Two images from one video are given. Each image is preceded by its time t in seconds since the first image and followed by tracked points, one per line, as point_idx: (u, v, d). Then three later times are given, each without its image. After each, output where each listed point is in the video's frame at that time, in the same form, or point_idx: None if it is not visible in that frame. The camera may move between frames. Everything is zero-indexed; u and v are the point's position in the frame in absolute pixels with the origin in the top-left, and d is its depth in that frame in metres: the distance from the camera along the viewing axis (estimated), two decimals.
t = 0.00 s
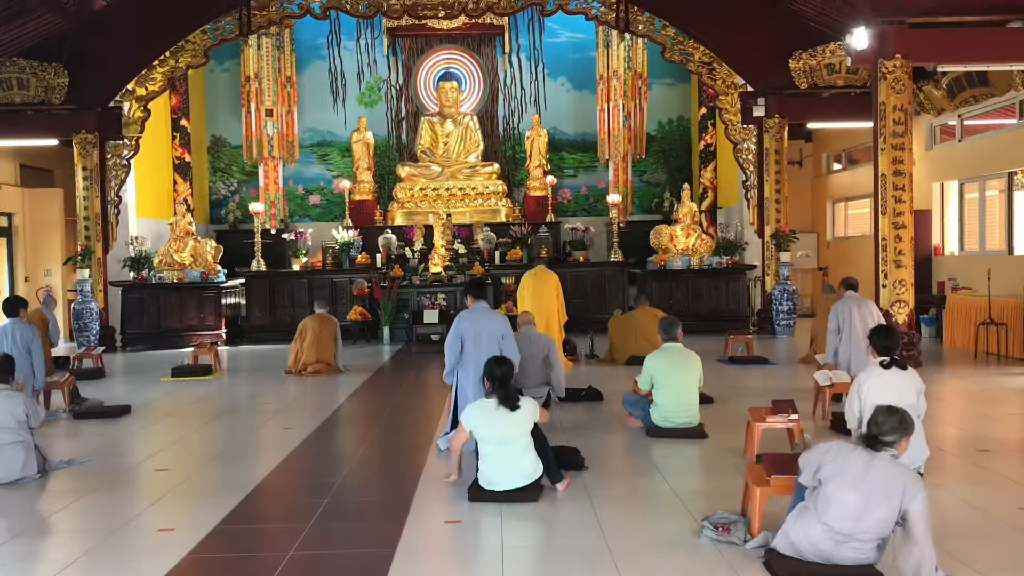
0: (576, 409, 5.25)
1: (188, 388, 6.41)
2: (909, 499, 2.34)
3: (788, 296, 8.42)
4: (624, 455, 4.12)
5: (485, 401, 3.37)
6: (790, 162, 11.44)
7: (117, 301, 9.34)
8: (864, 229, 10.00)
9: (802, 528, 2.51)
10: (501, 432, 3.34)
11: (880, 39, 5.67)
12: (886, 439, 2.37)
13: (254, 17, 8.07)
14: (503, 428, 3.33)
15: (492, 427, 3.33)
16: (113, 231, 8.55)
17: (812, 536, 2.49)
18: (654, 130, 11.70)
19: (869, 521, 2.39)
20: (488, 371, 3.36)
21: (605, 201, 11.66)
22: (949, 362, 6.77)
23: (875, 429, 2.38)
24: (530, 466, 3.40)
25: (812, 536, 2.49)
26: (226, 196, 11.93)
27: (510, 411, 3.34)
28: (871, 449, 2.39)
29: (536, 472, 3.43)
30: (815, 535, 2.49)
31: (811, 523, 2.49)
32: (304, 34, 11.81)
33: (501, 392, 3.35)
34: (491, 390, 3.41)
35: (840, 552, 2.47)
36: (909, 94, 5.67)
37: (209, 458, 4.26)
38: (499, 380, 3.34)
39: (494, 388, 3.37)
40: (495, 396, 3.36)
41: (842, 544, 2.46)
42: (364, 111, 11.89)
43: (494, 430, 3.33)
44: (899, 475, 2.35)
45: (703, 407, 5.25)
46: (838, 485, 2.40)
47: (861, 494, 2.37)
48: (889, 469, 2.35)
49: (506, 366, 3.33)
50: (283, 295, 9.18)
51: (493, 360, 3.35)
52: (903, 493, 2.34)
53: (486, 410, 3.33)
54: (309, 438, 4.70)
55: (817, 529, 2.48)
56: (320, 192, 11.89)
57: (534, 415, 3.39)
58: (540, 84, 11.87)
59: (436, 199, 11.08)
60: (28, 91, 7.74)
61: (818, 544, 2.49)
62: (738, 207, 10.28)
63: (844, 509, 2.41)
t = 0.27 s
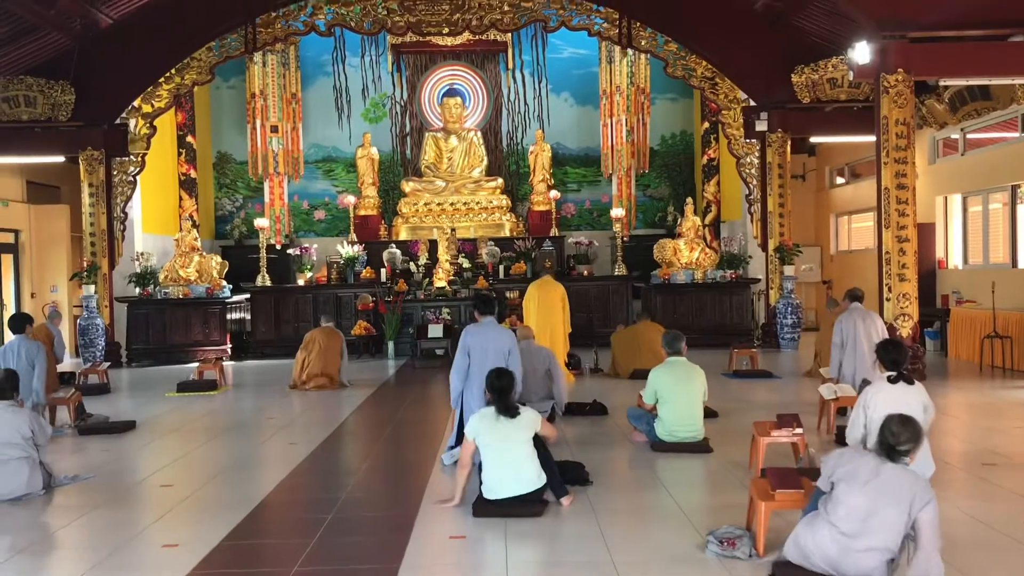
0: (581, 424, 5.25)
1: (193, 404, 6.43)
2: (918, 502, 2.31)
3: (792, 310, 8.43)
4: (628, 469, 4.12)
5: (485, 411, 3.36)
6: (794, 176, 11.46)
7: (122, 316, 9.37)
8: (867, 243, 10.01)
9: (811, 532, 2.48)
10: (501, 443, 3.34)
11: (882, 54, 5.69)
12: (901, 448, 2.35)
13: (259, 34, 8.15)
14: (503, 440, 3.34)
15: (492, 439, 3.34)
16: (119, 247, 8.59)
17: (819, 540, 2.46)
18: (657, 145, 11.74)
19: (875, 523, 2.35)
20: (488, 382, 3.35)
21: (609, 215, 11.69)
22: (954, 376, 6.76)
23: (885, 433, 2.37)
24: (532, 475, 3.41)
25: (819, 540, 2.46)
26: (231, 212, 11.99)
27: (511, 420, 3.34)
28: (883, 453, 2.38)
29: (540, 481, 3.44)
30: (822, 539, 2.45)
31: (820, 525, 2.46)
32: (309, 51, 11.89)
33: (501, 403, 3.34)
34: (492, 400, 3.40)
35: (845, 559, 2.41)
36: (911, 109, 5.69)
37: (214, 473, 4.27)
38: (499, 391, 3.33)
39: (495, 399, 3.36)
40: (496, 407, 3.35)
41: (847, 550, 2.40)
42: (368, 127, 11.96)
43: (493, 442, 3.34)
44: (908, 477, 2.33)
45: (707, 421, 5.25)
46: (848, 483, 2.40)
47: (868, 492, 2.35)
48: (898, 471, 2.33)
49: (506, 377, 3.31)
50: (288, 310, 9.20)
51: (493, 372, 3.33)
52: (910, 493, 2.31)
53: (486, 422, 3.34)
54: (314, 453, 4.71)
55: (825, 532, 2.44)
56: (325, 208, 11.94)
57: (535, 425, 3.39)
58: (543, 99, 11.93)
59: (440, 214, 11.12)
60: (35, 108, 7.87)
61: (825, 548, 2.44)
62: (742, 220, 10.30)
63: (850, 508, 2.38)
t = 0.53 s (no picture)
0: (586, 440, 5.23)
1: (198, 421, 6.43)
2: (922, 508, 2.32)
3: (798, 325, 8.42)
4: (634, 486, 4.10)
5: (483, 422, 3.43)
6: (798, 192, 11.47)
7: (128, 334, 9.39)
8: (873, 258, 9.99)
9: (817, 539, 2.49)
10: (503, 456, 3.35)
11: (885, 70, 5.71)
12: (913, 457, 2.37)
13: (265, 52, 8.22)
14: (505, 452, 3.35)
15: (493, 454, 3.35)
16: (125, 265, 8.62)
17: (824, 545, 2.46)
18: (662, 161, 11.77)
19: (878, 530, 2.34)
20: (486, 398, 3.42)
21: (614, 231, 11.69)
22: (961, 391, 6.73)
23: (896, 444, 2.39)
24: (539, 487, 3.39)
25: (824, 545, 2.46)
26: (236, 230, 12.02)
27: (513, 430, 3.38)
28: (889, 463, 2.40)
29: (548, 495, 3.42)
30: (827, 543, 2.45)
31: (826, 531, 2.47)
32: (315, 69, 11.96)
33: (500, 415, 3.39)
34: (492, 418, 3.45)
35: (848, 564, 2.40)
36: (915, 124, 5.69)
37: (219, 491, 4.26)
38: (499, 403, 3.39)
39: (494, 413, 3.41)
40: (496, 420, 3.40)
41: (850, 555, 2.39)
42: (373, 144, 12.01)
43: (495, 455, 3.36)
44: (914, 484, 2.34)
45: (713, 438, 5.23)
46: (854, 488, 2.42)
47: (872, 496, 2.36)
48: (904, 476, 2.35)
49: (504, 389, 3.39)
50: (293, 327, 9.20)
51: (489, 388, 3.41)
52: (913, 500, 2.32)
53: (487, 434, 3.37)
54: (319, 471, 4.70)
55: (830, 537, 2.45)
56: (330, 225, 11.97)
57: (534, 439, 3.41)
58: (548, 116, 11.97)
59: (445, 231, 11.14)
60: (42, 126, 7.92)
61: (830, 553, 2.45)
62: (746, 236, 10.30)
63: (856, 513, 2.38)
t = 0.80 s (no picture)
0: (591, 456, 5.21)
1: (201, 437, 6.41)
2: (938, 515, 2.31)
3: (803, 341, 8.39)
4: (640, 502, 4.08)
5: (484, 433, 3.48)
6: (803, 207, 11.46)
7: (132, 349, 9.39)
8: (878, 273, 9.97)
9: (828, 545, 2.44)
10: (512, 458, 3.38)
11: (890, 86, 5.71)
12: (933, 472, 2.37)
13: (271, 69, 8.25)
14: (512, 453, 3.38)
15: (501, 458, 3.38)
16: (130, 280, 8.63)
17: (834, 549, 2.42)
18: (666, 176, 11.78)
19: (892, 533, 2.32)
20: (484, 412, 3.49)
21: (618, 246, 11.69)
22: (967, 407, 6.69)
23: (915, 455, 2.40)
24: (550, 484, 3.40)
25: (835, 550, 2.42)
26: (241, 245, 12.05)
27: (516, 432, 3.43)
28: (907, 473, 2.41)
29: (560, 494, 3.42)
30: (837, 547, 2.41)
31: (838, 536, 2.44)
32: (320, 86, 11.99)
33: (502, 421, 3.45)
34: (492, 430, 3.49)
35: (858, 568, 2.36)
36: (920, 139, 5.68)
37: (223, 507, 4.24)
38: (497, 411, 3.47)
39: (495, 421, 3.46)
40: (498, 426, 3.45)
41: (861, 556, 2.35)
42: (378, 160, 12.04)
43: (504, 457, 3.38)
44: (931, 492, 2.34)
45: (719, 454, 5.20)
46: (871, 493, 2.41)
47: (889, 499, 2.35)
48: (922, 485, 2.35)
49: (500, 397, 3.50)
50: (298, 342, 9.20)
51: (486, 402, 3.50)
52: (930, 505, 2.31)
53: (492, 442, 3.40)
54: (323, 487, 4.68)
55: (841, 541, 2.41)
56: (335, 240, 11.98)
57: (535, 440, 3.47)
58: (552, 132, 12.01)
59: (450, 246, 11.14)
60: (49, 142, 7.98)
61: (839, 557, 2.40)
62: (751, 251, 10.29)
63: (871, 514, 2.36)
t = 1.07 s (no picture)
0: (595, 469, 5.20)
1: (204, 449, 6.41)
2: (946, 521, 2.31)
3: (806, 354, 8.40)
4: (644, 516, 4.06)
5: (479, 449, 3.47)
6: (806, 220, 11.47)
7: (136, 361, 9.40)
8: (881, 286, 9.96)
9: (832, 546, 2.43)
10: (516, 454, 3.37)
11: (892, 99, 5.73)
12: (947, 486, 2.37)
13: (275, 82, 8.28)
14: (516, 448, 3.38)
15: (505, 457, 3.36)
16: (134, 292, 8.65)
17: (839, 550, 2.41)
18: (669, 189, 11.80)
19: (899, 534, 2.31)
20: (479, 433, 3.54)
21: (621, 259, 11.69)
22: (972, 420, 6.67)
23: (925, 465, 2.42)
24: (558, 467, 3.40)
25: (839, 550, 2.40)
26: (245, 257, 12.08)
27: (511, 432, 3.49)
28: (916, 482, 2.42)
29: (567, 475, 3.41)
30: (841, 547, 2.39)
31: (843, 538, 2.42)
32: (324, 98, 12.06)
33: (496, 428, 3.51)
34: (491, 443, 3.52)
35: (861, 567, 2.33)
36: (923, 152, 5.69)
37: (225, 519, 4.24)
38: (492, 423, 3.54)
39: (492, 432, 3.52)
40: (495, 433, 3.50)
41: (865, 555, 2.33)
42: (382, 172, 12.08)
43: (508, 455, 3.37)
44: (940, 498, 2.35)
45: (722, 467, 5.19)
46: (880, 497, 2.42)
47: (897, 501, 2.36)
48: (934, 495, 2.35)
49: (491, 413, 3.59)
50: (301, 354, 9.20)
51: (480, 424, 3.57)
52: (938, 510, 2.32)
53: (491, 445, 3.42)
54: (326, 499, 4.68)
55: (846, 541, 2.40)
56: (339, 252, 12.01)
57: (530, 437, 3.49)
58: (555, 145, 12.04)
59: (453, 258, 11.16)
60: (54, 155, 8.00)
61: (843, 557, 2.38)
62: (755, 264, 10.29)
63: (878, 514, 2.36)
